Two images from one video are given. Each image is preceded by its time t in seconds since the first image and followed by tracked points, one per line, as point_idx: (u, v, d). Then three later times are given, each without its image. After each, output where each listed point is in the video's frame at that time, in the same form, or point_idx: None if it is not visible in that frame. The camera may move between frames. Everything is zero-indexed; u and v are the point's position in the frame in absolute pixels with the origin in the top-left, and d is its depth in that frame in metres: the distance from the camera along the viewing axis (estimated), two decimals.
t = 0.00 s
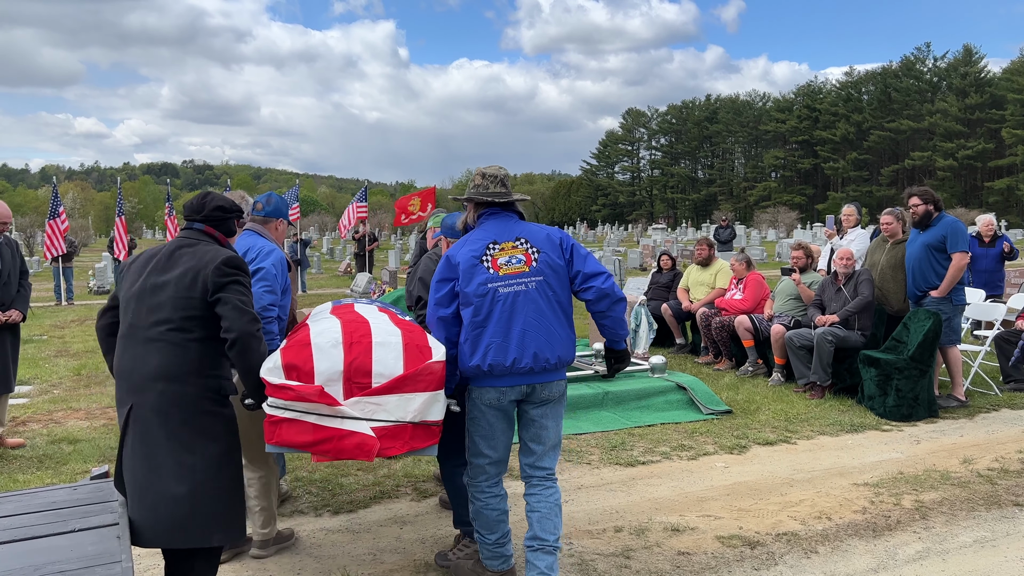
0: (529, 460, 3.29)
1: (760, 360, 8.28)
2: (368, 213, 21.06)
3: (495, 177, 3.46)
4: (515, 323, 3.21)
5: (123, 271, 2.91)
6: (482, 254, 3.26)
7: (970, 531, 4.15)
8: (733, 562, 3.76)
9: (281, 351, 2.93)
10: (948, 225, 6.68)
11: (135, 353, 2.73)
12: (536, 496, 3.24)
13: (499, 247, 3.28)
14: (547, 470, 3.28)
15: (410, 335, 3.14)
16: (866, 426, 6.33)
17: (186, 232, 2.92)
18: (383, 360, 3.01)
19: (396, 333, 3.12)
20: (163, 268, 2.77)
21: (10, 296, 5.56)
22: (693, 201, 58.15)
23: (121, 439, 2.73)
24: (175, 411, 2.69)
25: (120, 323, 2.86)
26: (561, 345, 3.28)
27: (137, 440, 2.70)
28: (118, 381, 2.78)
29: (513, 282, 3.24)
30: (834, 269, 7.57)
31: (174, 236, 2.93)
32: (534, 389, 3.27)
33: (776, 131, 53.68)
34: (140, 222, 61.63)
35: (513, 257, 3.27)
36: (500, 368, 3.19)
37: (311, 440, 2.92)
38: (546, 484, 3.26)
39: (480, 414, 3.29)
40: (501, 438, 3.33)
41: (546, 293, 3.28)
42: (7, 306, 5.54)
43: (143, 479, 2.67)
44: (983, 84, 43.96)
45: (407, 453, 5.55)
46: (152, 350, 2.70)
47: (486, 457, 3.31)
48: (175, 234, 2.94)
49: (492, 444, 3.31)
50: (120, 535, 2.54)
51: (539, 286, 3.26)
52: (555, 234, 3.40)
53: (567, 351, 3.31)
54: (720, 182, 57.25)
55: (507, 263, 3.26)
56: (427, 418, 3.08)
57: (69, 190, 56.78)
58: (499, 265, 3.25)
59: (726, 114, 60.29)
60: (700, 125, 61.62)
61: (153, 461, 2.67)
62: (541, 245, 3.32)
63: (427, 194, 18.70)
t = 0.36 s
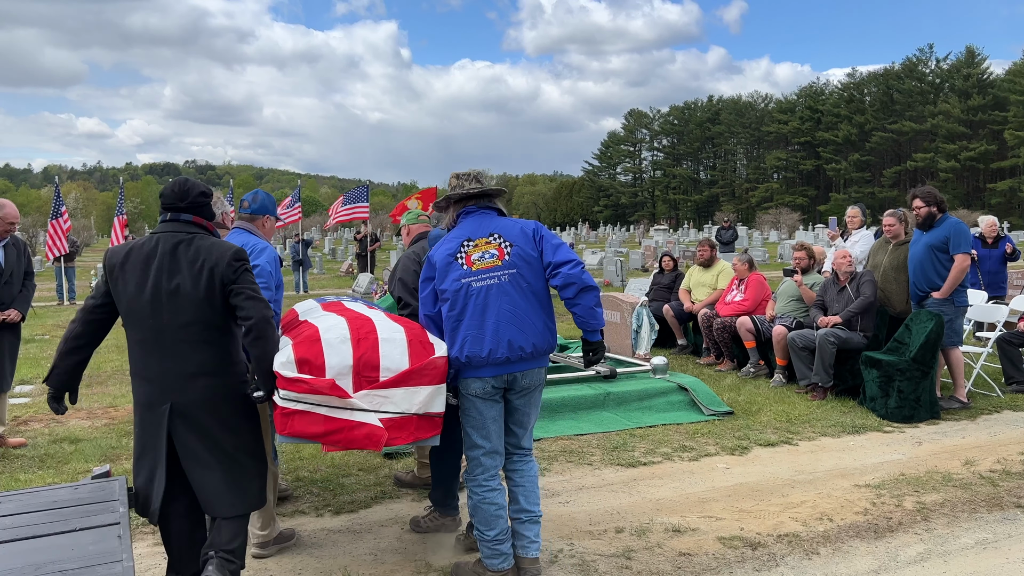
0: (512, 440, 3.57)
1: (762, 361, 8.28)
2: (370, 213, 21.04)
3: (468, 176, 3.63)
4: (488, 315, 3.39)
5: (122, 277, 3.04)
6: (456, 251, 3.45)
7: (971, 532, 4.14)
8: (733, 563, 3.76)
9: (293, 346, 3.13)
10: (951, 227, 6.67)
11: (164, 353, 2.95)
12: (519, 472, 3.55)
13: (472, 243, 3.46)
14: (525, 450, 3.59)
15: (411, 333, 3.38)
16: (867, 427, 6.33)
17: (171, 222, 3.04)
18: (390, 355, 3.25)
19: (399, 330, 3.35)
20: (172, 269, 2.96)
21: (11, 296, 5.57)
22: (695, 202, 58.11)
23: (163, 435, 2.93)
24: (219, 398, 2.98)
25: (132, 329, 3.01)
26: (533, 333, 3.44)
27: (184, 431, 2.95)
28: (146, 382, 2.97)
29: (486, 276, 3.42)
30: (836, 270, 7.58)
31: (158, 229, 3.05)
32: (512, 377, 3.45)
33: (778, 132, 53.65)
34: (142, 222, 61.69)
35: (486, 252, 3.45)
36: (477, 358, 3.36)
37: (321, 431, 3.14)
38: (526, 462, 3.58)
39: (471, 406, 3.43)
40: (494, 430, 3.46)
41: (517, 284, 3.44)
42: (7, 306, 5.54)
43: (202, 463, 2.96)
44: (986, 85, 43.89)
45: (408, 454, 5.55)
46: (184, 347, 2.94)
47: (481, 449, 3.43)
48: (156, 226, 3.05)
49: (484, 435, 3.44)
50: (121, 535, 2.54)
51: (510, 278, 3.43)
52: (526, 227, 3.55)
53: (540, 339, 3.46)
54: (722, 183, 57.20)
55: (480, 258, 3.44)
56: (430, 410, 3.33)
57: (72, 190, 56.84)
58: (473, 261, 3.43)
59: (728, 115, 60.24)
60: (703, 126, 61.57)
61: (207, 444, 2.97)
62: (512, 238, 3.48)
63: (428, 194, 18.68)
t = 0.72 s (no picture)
0: (502, 435, 3.60)
1: (764, 362, 8.26)
2: (371, 214, 21.05)
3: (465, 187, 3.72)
4: (486, 315, 3.48)
5: (142, 276, 3.17)
6: (455, 253, 3.53)
7: (974, 533, 4.13)
8: (735, 564, 3.75)
9: (297, 342, 3.25)
10: (955, 227, 6.66)
11: (181, 352, 3.09)
12: (504, 469, 3.61)
13: (471, 246, 3.53)
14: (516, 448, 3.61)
15: (406, 331, 3.52)
16: (870, 428, 6.31)
17: (191, 224, 3.20)
18: (387, 351, 3.40)
19: (393, 328, 3.49)
20: (193, 271, 3.11)
21: (10, 295, 5.58)
22: (697, 202, 58.08)
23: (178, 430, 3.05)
24: (231, 395, 3.12)
25: (150, 327, 3.14)
26: (528, 332, 3.53)
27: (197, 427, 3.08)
28: (161, 379, 3.09)
29: (484, 278, 3.51)
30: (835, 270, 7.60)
31: (179, 229, 3.20)
32: (507, 374, 3.54)
33: (780, 133, 53.59)
34: (145, 222, 61.75)
35: (484, 255, 3.53)
36: (474, 356, 3.45)
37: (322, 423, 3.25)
38: (513, 458, 3.62)
39: (460, 396, 3.55)
40: (481, 419, 3.58)
41: (514, 286, 3.52)
42: (6, 304, 5.55)
43: (211, 457, 3.08)
44: (988, 85, 43.82)
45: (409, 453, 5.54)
46: (200, 346, 3.09)
47: (466, 433, 3.58)
48: (178, 227, 3.20)
49: (468, 423, 3.57)
50: (122, 534, 2.54)
51: (508, 280, 3.52)
52: (523, 232, 3.64)
53: (535, 338, 3.55)
54: (724, 183, 57.13)
55: (479, 261, 3.52)
56: (425, 404, 3.48)
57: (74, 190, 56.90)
58: (471, 263, 3.51)
59: (730, 115, 60.17)
60: (705, 127, 61.52)
61: (218, 440, 3.09)
62: (509, 242, 3.57)
63: (430, 194, 18.66)
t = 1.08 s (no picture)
0: (490, 429, 3.70)
1: (765, 362, 8.25)
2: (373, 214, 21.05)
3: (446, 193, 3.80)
4: (469, 317, 3.58)
5: (137, 279, 3.18)
6: (437, 259, 3.62)
7: (976, 535, 4.12)
8: (737, 565, 3.75)
9: (289, 343, 3.45)
10: (958, 227, 6.65)
11: (178, 352, 3.15)
12: (495, 461, 3.65)
13: (452, 252, 3.64)
14: (504, 439, 3.70)
15: (394, 332, 3.64)
16: (872, 429, 6.30)
17: (185, 228, 3.22)
18: (374, 352, 3.53)
19: (382, 329, 3.62)
20: (190, 274, 3.15)
21: (9, 294, 5.59)
22: (699, 203, 58.05)
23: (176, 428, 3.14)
24: (228, 394, 3.20)
25: (145, 328, 3.17)
26: (508, 332, 3.64)
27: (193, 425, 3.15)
28: (157, 379, 3.15)
29: (466, 282, 3.60)
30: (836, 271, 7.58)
31: (173, 232, 3.21)
32: (490, 373, 3.66)
33: (783, 133, 53.52)
34: (147, 222, 61.78)
35: (464, 260, 3.63)
36: (459, 357, 3.56)
37: (313, 420, 3.43)
38: (502, 450, 3.68)
39: (448, 394, 3.64)
40: (468, 416, 3.67)
41: (494, 289, 3.63)
42: (6, 304, 5.56)
43: (207, 453, 3.16)
44: (990, 86, 43.75)
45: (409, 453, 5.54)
46: (197, 348, 3.15)
47: (455, 432, 3.67)
48: (172, 230, 3.22)
49: (456, 419, 3.66)
50: (122, 534, 2.54)
51: (488, 284, 3.63)
52: (501, 238, 3.75)
53: (516, 338, 3.67)
54: (726, 184, 57.08)
55: (460, 266, 3.62)
56: (411, 403, 3.58)
57: (76, 190, 56.95)
58: (453, 268, 3.61)
59: (732, 115, 60.10)
60: (707, 127, 61.49)
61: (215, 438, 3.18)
62: (488, 248, 3.68)
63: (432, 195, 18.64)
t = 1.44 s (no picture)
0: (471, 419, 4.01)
1: (767, 364, 8.25)
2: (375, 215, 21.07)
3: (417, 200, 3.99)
4: (460, 312, 3.77)
5: (104, 282, 3.24)
6: (423, 259, 3.78)
7: (977, 537, 4.11)
8: (738, 567, 3.75)
9: (265, 342, 3.50)
10: (962, 229, 6.64)
11: (154, 350, 3.26)
12: (478, 443, 3.99)
13: (436, 251, 3.82)
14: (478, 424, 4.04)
15: (369, 333, 3.71)
16: (874, 431, 6.30)
17: (148, 228, 3.32)
18: (348, 353, 3.59)
19: (357, 330, 3.69)
20: (159, 272, 3.26)
21: (11, 295, 5.61)
22: (701, 204, 58.05)
23: (158, 423, 3.26)
24: (207, 387, 3.36)
25: (117, 328, 3.26)
26: (493, 324, 3.89)
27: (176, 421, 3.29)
28: (135, 377, 3.25)
29: (453, 279, 3.80)
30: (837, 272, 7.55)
31: (136, 234, 3.30)
32: (478, 363, 3.89)
33: (785, 134, 53.50)
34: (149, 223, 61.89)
35: (448, 258, 3.83)
36: (455, 350, 3.74)
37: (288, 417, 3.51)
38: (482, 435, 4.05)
39: (439, 391, 3.81)
40: (458, 411, 3.88)
41: (479, 285, 3.87)
42: (7, 305, 5.59)
43: (192, 443, 3.32)
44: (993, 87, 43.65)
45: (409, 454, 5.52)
46: (174, 343, 3.28)
47: (449, 429, 3.84)
48: (134, 232, 3.31)
49: (449, 416, 3.84)
50: (124, 536, 2.55)
51: (473, 280, 3.86)
52: (476, 236, 4.01)
53: (500, 329, 3.93)
54: (728, 185, 57.05)
55: (446, 264, 3.81)
56: (384, 404, 3.64)
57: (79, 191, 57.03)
58: (440, 266, 3.79)
59: (734, 116, 60.05)
60: (709, 128, 61.44)
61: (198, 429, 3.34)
62: (469, 246, 3.92)
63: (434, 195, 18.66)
